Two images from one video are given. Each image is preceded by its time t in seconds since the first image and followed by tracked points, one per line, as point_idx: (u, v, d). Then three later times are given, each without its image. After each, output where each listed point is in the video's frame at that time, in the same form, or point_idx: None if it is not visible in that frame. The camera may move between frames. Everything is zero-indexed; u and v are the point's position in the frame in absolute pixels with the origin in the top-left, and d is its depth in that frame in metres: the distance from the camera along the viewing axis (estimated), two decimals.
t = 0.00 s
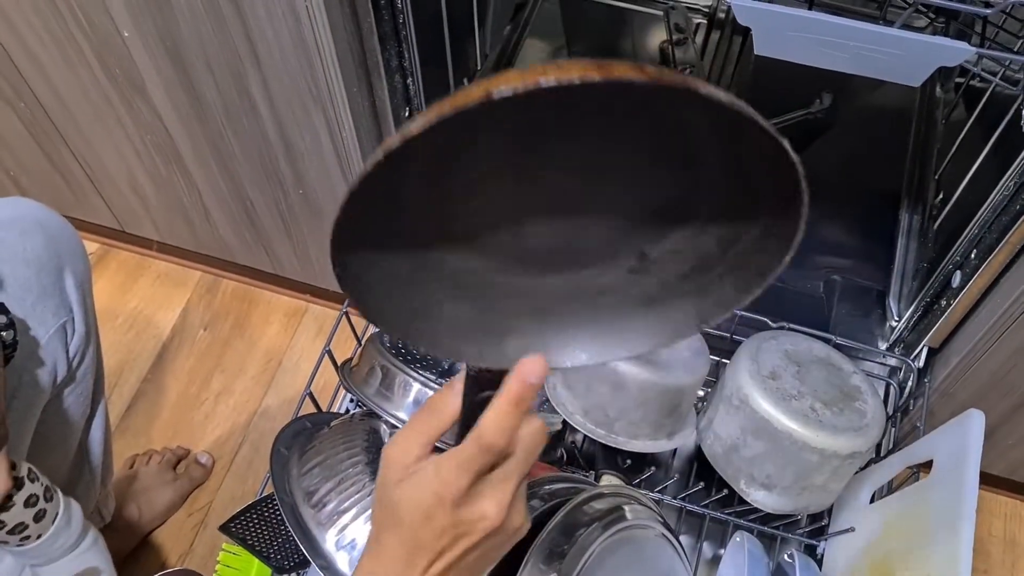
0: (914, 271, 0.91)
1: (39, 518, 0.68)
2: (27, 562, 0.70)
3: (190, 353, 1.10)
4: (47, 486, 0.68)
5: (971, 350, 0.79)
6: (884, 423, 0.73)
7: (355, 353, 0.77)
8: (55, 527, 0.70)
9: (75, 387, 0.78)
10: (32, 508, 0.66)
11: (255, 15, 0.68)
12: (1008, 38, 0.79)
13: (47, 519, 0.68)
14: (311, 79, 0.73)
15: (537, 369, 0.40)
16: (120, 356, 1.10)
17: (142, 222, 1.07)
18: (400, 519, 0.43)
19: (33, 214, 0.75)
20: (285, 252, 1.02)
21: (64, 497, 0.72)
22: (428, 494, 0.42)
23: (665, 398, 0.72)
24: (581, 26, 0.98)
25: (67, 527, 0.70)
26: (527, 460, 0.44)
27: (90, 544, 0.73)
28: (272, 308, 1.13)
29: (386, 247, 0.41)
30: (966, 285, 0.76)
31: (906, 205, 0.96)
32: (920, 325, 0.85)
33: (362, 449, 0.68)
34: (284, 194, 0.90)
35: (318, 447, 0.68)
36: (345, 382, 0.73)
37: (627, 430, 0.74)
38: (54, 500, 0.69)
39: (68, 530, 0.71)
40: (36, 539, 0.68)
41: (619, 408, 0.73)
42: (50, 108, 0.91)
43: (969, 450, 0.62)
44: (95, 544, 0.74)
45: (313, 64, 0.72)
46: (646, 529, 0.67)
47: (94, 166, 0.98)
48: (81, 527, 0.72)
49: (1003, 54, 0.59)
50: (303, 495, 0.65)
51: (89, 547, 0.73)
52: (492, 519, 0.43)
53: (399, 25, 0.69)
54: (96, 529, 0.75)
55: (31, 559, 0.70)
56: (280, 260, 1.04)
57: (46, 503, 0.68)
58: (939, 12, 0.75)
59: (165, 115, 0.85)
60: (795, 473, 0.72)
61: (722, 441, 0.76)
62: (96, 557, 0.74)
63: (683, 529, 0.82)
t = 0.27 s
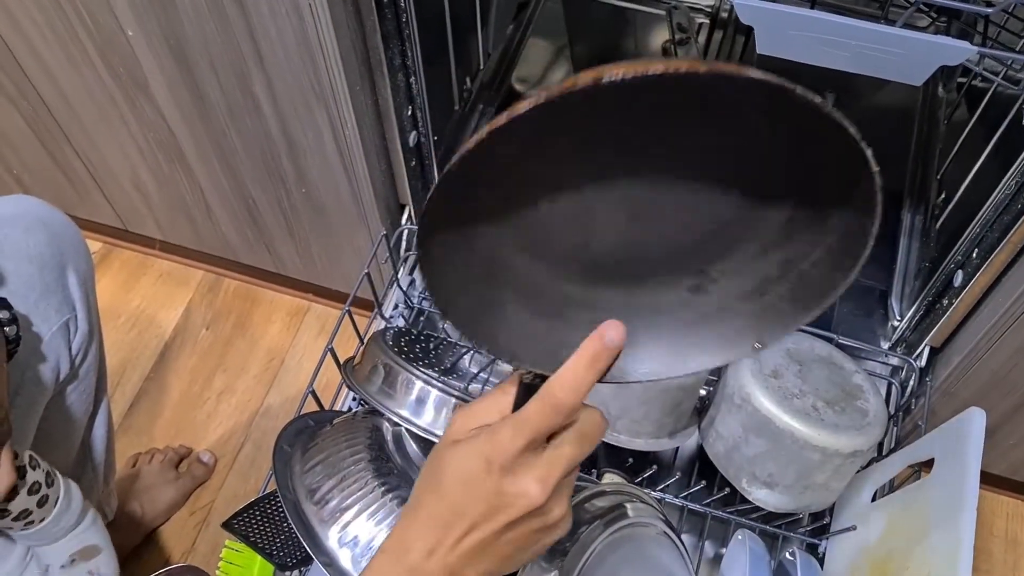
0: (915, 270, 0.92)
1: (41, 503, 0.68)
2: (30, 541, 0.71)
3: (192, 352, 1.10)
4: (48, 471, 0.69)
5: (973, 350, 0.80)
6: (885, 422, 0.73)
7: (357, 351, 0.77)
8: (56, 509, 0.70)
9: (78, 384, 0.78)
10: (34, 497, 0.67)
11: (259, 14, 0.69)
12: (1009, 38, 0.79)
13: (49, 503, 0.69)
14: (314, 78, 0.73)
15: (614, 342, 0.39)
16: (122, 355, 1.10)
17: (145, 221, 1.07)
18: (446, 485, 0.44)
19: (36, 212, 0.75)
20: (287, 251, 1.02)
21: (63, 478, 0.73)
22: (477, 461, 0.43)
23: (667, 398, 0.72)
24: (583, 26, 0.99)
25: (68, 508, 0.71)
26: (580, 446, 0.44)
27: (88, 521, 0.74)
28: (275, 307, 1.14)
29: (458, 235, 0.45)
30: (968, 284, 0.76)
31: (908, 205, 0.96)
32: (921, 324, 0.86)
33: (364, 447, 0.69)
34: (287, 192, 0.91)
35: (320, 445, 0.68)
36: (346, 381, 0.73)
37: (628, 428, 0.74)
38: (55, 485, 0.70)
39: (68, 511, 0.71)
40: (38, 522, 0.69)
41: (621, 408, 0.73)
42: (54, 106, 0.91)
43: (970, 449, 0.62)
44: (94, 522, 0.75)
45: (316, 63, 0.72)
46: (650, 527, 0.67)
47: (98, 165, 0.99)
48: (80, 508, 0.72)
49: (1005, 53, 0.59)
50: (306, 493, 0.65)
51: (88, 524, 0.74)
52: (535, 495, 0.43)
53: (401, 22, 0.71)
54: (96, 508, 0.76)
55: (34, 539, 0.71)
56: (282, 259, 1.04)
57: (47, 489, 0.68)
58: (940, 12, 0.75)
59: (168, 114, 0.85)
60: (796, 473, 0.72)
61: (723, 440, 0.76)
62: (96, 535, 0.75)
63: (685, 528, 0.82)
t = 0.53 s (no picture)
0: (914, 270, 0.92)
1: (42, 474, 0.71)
2: (36, 507, 0.74)
3: (196, 351, 1.11)
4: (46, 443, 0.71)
5: (971, 349, 0.80)
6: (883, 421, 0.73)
7: (359, 350, 0.77)
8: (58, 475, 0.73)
9: (81, 381, 0.79)
10: (37, 472, 0.70)
11: (262, 16, 0.69)
12: (1007, 40, 0.79)
13: (52, 474, 0.72)
14: (317, 79, 0.74)
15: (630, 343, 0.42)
16: (126, 354, 1.11)
17: (149, 221, 1.08)
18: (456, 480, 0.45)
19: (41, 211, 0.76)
20: (290, 251, 1.03)
21: (60, 443, 0.75)
22: (489, 458, 0.45)
23: (666, 396, 0.72)
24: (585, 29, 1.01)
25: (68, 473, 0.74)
26: (589, 451, 0.44)
27: (90, 485, 0.77)
28: (278, 306, 1.14)
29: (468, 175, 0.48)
30: (966, 283, 0.77)
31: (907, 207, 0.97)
32: (919, 324, 0.86)
33: (365, 444, 0.69)
34: (290, 192, 0.91)
35: (321, 441, 0.69)
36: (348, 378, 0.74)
37: (628, 427, 0.75)
38: (55, 456, 0.72)
39: (69, 479, 0.74)
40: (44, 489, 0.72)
41: (620, 406, 0.74)
42: (59, 107, 0.92)
43: (966, 446, 0.62)
44: (94, 484, 0.78)
45: (319, 64, 0.72)
46: (649, 525, 0.68)
47: (102, 166, 1.00)
48: (80, 475, 0.75)
49: (1001, 55, 0.60)
50: (307, 489, 0.66)
51: (90, 488, 0.77)
52: (541, 494, 0.44)
53: (403, 26, 0.72)
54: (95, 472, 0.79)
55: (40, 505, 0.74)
56: (285, 259, 1.05)
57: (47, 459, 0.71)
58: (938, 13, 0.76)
59: (172, 115, 0.86)
60: (794, 471, 0.73)
61: (722, 439, 0.76)
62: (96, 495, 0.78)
63: (684, 526, 0.82)
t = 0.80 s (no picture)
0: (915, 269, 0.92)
1: (47, 471, 0.71)
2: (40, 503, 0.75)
3: (199, 350, 1.11)
4: (51, 441, 0.72)
5: (971, 346, 0.80)
6: (883, 418, 0.73)
7: (361, 347, 0.77)
8: (63, 473, 0.73)
9: (85, 379, 0.79)
10: (41, 469, 0.70)
11: (265, 15, 0.70)
12: (1008, 38, 0.79)
13: (55, 472, 0.72)
14: (319, 78, 0.74)
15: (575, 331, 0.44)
16: (129, 353, 1.12)
17: (153, 220, 1.08)
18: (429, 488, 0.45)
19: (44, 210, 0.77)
20: (292, 250, 1.03)
21: (65, 441, 0.75)
22: (479, 454, 0.45)
23: (667, 393, 0.73)
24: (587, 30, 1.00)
25: (72, 472, 0.74)
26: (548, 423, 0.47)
27: (94, 482, 0.78)
28: (281, 306, 1.15)
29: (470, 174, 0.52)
30: (967, 281, 0.77)
31: (908, 204, 0.96)
32: (920, 322, 0.86)
33: (366, 440, 0.70)
34: (292, 191, 0.92)
35: (324, 438, 0.69)
36: (351, 375, 0.74)
37: (629, 424, 0.75)
38: (60, 453, 0.73)
39: (73, 476, 0.74)
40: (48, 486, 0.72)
41: (622, 402, 0.74)
42: (63, 107, 0.93)
43: (966, 442, 0.62)
44: (99, 482, 0.78)
45: (321, 64, 0.73)
46: (649, 521, 0.68)
47: (106, 165, 1.00)
48: (84, 472, 0.75)
49: (1002, 53, 0.60)
50: (310, 485, 0.66)
51: (93, 485, 0.78)
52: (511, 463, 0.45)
53: (405, 24, 0.73)
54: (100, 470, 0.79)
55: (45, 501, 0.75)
56: (288, 257, 1.06)
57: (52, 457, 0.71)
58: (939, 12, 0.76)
59: (176, 115, 0.86)
60: (795, 467, 0.73)
61: (723, 435, 0.76)
62: (99, 492, 0.78)
63: (685, 523, 0.82)
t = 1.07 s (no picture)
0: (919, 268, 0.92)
1: (53, 470, 0.71)
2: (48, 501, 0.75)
3: (202, 349, 1.11)
4: (58, 440, 0.72)
5: (974, 345, 0.80)
6: (885, 417, 0.74)
7: (363, 346, 0.77)
8: (70, 472, 0.73)
9: (88, 378, 0.79)
10: (47, 468, 0.70)
11: (268, 15, 0.70)
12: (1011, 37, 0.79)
13: (63, 472, 0.73)
14: (322, 77, 0.74)
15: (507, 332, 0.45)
16: (132, 352, 1.12)
17: (156, 219, 1.09)
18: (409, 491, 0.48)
19: (49, 208, 0.77)
20: (295, 249, 1.04)
21: (71, 439, 0.76)
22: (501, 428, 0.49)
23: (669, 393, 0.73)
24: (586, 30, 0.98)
25: (78, 471, 0.74)
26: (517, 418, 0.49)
27: (101, 479, 0.78)
28: (283, 305, 1.15)
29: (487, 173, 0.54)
30: (970, 279, 0.77)
31: (910, 203, 0.96)
32: (923, 320, 0.86)
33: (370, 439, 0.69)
34: (295, 190, 0.92)
35: (326, 435, 0.69)
36: (352, 375, 0.74)
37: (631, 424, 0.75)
38: (66, 451, 0.73)
39: (81, 474, 0.75)
40: (55, 484, 0.73)
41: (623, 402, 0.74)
42: (67, 107, 0.93)
43: (969, 440, 0.62)
44: (107, 479, 0.79)
45: (324, 63, 0.73)
46: (651, 518, 0.68)
47: (109, 165, 1.00)
48: (91, 470, 0.76)
49: (1004, 51, 0.60)
50: (313, 483, 0.67)
51: (101, 483, 0.78)
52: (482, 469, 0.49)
53: (407, 23, 0.73)
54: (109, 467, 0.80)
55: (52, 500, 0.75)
56: (291, 256, 1.06)
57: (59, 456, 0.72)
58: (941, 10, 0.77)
59: (180, 114, 0.87)
60: (797, 465, 0.73)
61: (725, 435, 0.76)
62: (108, 491, 0.79)
63: (688, 522, 0.82)
